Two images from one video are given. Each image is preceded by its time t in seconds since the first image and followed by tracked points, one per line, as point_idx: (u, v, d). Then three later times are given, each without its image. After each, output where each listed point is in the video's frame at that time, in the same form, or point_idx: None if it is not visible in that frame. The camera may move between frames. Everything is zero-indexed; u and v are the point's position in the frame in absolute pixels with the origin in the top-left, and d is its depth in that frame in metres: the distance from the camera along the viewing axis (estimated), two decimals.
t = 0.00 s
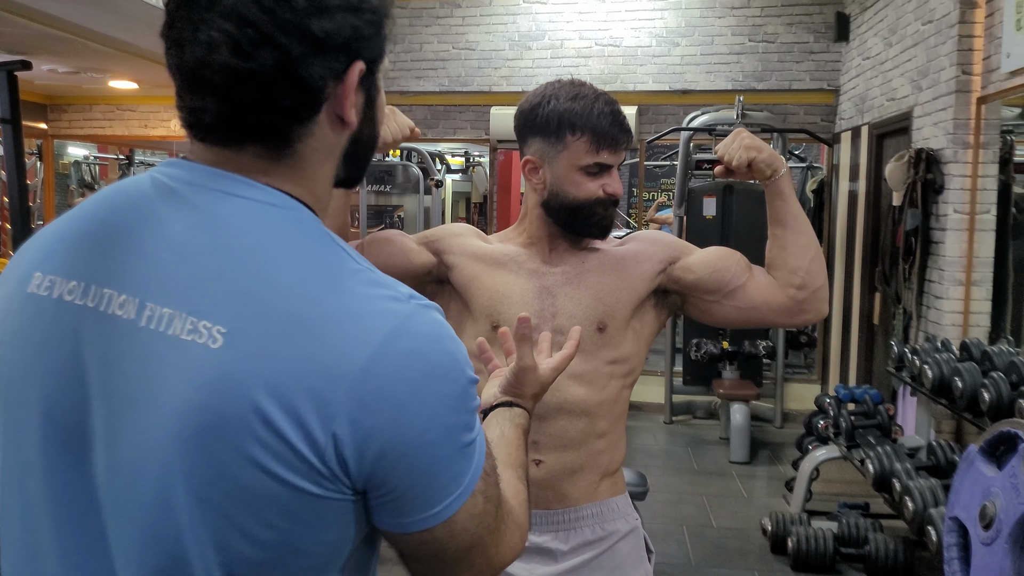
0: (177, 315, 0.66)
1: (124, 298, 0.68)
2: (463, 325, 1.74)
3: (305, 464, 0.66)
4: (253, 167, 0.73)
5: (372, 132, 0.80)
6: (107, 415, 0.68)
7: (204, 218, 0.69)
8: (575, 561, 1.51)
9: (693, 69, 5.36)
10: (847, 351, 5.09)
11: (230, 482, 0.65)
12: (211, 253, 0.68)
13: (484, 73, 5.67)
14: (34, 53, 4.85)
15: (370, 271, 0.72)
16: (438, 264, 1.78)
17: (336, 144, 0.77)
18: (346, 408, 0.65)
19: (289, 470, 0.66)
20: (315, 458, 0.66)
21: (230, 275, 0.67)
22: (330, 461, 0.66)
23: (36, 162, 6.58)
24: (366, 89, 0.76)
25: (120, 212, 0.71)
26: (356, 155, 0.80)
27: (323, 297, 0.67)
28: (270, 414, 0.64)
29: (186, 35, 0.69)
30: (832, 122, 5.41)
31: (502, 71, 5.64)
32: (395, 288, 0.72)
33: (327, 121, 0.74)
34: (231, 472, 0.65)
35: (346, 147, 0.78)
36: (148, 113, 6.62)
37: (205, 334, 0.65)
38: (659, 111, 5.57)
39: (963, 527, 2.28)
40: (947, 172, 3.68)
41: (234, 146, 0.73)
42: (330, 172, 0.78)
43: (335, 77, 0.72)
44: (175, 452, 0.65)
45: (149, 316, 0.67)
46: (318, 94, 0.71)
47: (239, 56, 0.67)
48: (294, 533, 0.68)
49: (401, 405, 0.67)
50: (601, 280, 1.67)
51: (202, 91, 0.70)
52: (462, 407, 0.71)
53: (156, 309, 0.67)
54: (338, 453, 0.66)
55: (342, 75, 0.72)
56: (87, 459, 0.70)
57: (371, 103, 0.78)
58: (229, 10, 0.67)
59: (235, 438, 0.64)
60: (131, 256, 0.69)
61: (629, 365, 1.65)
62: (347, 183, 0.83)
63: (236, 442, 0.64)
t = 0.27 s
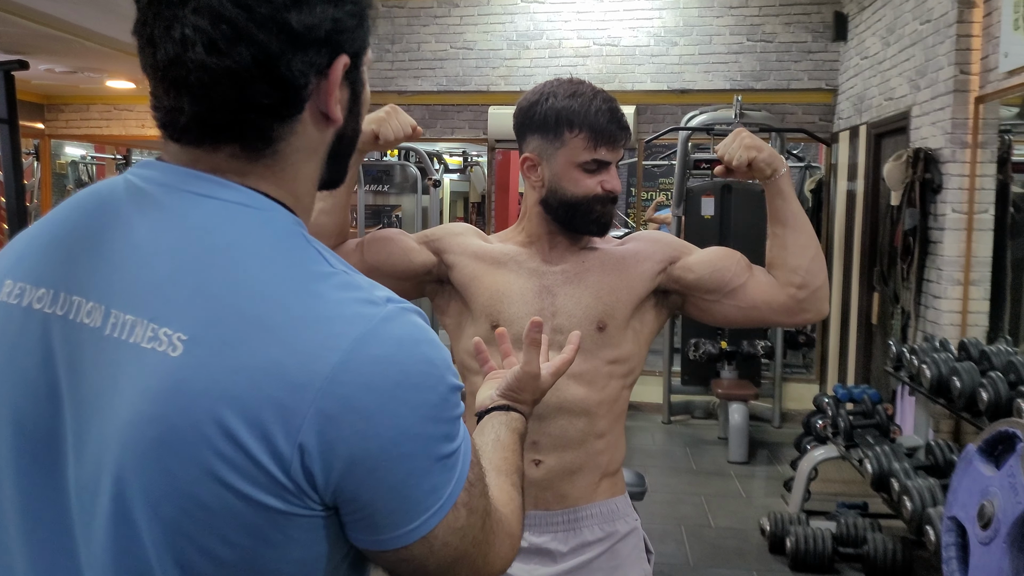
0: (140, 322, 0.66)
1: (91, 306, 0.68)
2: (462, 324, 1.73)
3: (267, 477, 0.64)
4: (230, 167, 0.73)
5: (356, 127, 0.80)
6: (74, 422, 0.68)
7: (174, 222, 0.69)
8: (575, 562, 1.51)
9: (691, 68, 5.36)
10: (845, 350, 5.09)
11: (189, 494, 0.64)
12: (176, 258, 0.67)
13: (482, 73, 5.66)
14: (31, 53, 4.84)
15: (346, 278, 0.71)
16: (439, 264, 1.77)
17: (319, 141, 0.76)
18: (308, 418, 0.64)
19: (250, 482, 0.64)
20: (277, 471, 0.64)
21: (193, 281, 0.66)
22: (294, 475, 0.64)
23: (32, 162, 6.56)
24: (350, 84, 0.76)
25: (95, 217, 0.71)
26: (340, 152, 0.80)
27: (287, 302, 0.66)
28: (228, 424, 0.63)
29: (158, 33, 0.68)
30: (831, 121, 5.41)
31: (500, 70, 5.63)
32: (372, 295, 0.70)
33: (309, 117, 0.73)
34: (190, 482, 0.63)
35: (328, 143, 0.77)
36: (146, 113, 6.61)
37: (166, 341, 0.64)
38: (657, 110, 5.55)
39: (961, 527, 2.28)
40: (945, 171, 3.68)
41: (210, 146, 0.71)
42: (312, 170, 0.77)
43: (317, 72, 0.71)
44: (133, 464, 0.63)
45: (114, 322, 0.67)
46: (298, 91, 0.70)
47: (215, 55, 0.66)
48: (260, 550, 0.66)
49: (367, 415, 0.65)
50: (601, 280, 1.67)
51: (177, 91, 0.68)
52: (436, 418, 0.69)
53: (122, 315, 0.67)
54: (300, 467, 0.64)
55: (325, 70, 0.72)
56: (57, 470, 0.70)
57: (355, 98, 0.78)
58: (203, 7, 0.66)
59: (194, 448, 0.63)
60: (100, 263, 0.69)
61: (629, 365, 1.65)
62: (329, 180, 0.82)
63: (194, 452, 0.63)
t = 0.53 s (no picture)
0: (132, 331, 0.64)
1: (80, 315, 0.67)
2: (463, 327, 1.74)
3: (262, 494, 0.63)
4: (225, 168, 0.71)
5: (344, 127, 0.80)
6: (67, 431, 0.67)
7: (168, 226, 0.67)
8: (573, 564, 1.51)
9: (690, 70, 5.36)
10: (844, 351, 5.09)
11: (180, 509, 0.63)
12: (170, 265, 0.65)
13: (481, 74, 5.66)
14: (30, 54, 4.85)
15: (346, 285, 0.70)
16: (439, 268, 1.77)
17: (314, 140, 0.75)
18: (305, 432, 0.62)
19: (244, 499, 0.63)
20: (272, 488, 0.63)
21: (187, 288, 0.65)
22: (289, 492, 0.63)
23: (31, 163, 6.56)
24: (343, 84, 0.76)
25: (88, 221, 0.70)
26: (328, 151, 0.79)
27: (285, 311, 0.64)
28: (222, 438, 0.62)
29: (155, 29, 0.66)
30: (829, 123, 5.41)
31: (499, 72, 5.63)
32: (371, 304, 0.69)
33: (308, 118, 0.73)
34: (182, 497, 0.63)
35: (321, 143, 0.77)
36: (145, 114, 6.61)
37: (160, 351, 0.63)
38: (657, 111, 5.56)
39: (960, 529, 2.28)
40: (944, 173, 3.68)
41: (205, 147, 0.70)
42: (305, 170, 0.76)
43: (317, 72, 0.71)
44: (127, 476, 0.63)
45: (105, 331, 0.66)
46: (300, 92, 0.70)
47: (220, 54, 0.65)
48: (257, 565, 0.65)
49: (364, 430, 0.63)
50: (601, 283, 1.67)
51: (176, 89, 0.67)
52: (439, 433, 0.67)
53: (112, 324, 0.66)
54: (298, 482, 0.63)
55: (323, 70, 0.71)
56: (49, 479, 0.70)
57: (347, 96, 0.77)
58: (205, 4, 0.65)
59: (191, 460, 0.62)
60: (91, 269, 0.68)
61: (629, 369, 1.65)
62: (318, 179, 0.81)
63: (187, 465, 0.62)
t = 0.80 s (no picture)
0: (125, 341, 0.64)
1: (63, 327, 0.67)
2: (462, 328, 1.74)
3: (276, 491, 0.62)
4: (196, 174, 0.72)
5: (311, 105, 0.78)
6: (58, 452, 0.66)
7: (155, 235, 0.67)
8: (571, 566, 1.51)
9: (688, 72, 5.35)
10: (844, 353, 5.09)
11: (193, 514, 0.63)
12: (162, 272, 0.65)
13: (480, 76, 5.66)
14: (29, 55, 4.85)
15: (338, 276, 0.69)
16: (439, 270, 1.77)
17: (275, 130, 0.74)
18: (312, 425, 0.62)
19: (259, 497, 0.63)
20: (288, 484, 0.62)
21: (181, 292, 0.64)
22: (305, 486, 0.63)
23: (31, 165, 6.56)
24: (296, 68, 0.73)
25: (72, 238, 0.69)
26: (299, 133, 0.78)
27: (279, 305, 0.64)
28: (229, 440, 0.62)
29: (83, 64, 0.65)
30: (828, 124, 5.42)
31: (498, 74, 5.63)
32: (366, 291, 0.69)
33: (261, 115, 0.71)
34: (194, 504, 0.62)
35: (287, 129, 0.76)
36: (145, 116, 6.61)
37: (159, 359, 0.63)
38: (656, 113, 5.61)
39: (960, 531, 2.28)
40: (944, 175, 3.68)
41: (164, 164, 0.70)
42: (275, 157, 0.75)
43: (259, 72, 0.68)
44: (132, 486, 0.62)
45: (94, 342, 0.65)
46: (244, 97, 0.68)
47: (149, 82, 0.64)
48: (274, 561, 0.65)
49: (374, 419, 0.62)
50: (600, 284, 1.67)
51: (116, 120, 0.67)
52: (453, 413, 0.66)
53: (102, 334, 0.65)
54: (311, 476, 0.63)
55: (267, 68, 0.69)
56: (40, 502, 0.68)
57: (304, 79, 0.75)
58: (123, 31, 0.63)
59: (197, 465, 0.62)
60: (79, 281, 0.67)
61: (628, 370, 1.65)
62: (296, 158, 0.81)
63: (197, 471, 0.62)
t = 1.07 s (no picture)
0: (126, 343, 0.64)
1: (60, 332, 0.67)
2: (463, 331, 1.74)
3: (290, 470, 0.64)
4: (180, 174, 0.72)
5: (303, 123, 0.78)
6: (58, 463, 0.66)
7: (146, 238, 0.67)
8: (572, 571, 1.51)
9: (689, 75, 5.35)
10: (844, 357, 5.09)
11: (211, 504, 0.64)
12: (157, 272, 0.65)
13: (481, 79, 5.65)
14: (29, 58, 4.85)
15: (325, 262, 0.70)
16: (440, 274, 1.78)
17: (264, 141, 0.74)
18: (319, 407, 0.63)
19: (275, 477, 0.64)
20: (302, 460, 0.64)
21: (178, 289, 0.65)
22: (319, 463, 0.64)
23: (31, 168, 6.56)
24: (287, 82, 0.73)
25: (66, 245, 0.69)
26: (290, 151, 0.78)
27: (275, 295, 0.65)
28: (239, 430, 0.63)
29: (78, 51, 0.67)
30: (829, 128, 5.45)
31: (498, 77, 5.63)
32: (353, 274, 0.70)
33: (247, 121, 0.71)
34: (210, 495, 0.64)
35: (276, 142, 0.76)
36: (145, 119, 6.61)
37: (162, 359, 0.63)
38: (656, 117, 5.67)
39: (961, 534, 2.28)
40: (944, 178, 3.68)
41: (150, 159, 0.70)
42: (264, 168, 0.75)
43: (246, 77, 0.69)
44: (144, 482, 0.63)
45: (94, 346, 0.65)
46: (230, 98, 0.68)
47: (133, 71, 0.65)
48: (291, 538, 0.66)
49: (378, 394, 0.63)
50: (601, 287, 1.67)
51: (106, 107, 0.68)
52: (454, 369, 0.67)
53: (102, 338, 0.65)
54: (324, 455, 0.64)
55: (255, 74, 0.69)
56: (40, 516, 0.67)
57: (297, 94, 0.75)
58: (113, 21, 0.65)
59: (211, 455, 0.63)
60: (76, 287, 0.67)
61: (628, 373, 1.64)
62: (288, 176, 0.81)
63: (210, 463, 0.63)
